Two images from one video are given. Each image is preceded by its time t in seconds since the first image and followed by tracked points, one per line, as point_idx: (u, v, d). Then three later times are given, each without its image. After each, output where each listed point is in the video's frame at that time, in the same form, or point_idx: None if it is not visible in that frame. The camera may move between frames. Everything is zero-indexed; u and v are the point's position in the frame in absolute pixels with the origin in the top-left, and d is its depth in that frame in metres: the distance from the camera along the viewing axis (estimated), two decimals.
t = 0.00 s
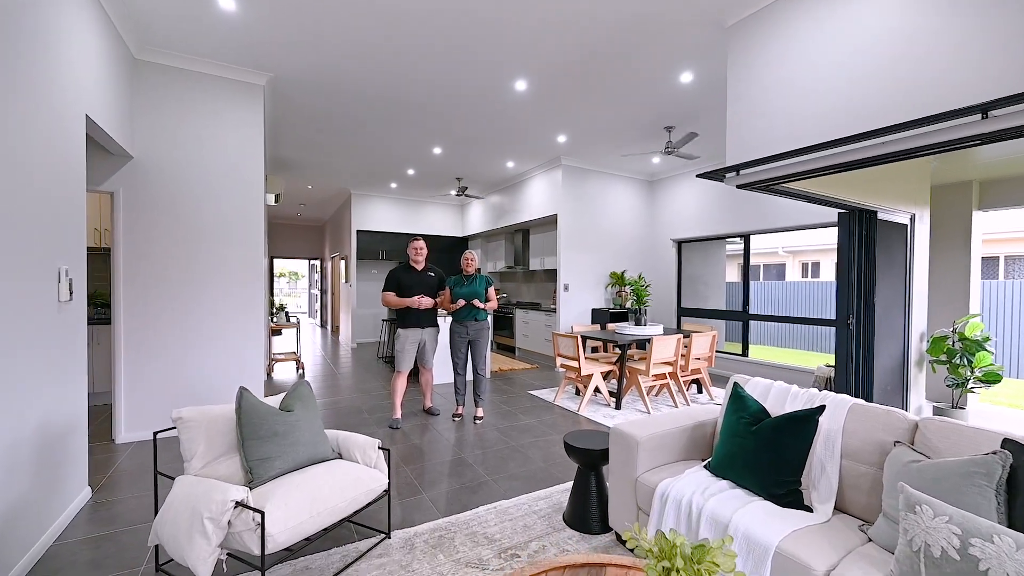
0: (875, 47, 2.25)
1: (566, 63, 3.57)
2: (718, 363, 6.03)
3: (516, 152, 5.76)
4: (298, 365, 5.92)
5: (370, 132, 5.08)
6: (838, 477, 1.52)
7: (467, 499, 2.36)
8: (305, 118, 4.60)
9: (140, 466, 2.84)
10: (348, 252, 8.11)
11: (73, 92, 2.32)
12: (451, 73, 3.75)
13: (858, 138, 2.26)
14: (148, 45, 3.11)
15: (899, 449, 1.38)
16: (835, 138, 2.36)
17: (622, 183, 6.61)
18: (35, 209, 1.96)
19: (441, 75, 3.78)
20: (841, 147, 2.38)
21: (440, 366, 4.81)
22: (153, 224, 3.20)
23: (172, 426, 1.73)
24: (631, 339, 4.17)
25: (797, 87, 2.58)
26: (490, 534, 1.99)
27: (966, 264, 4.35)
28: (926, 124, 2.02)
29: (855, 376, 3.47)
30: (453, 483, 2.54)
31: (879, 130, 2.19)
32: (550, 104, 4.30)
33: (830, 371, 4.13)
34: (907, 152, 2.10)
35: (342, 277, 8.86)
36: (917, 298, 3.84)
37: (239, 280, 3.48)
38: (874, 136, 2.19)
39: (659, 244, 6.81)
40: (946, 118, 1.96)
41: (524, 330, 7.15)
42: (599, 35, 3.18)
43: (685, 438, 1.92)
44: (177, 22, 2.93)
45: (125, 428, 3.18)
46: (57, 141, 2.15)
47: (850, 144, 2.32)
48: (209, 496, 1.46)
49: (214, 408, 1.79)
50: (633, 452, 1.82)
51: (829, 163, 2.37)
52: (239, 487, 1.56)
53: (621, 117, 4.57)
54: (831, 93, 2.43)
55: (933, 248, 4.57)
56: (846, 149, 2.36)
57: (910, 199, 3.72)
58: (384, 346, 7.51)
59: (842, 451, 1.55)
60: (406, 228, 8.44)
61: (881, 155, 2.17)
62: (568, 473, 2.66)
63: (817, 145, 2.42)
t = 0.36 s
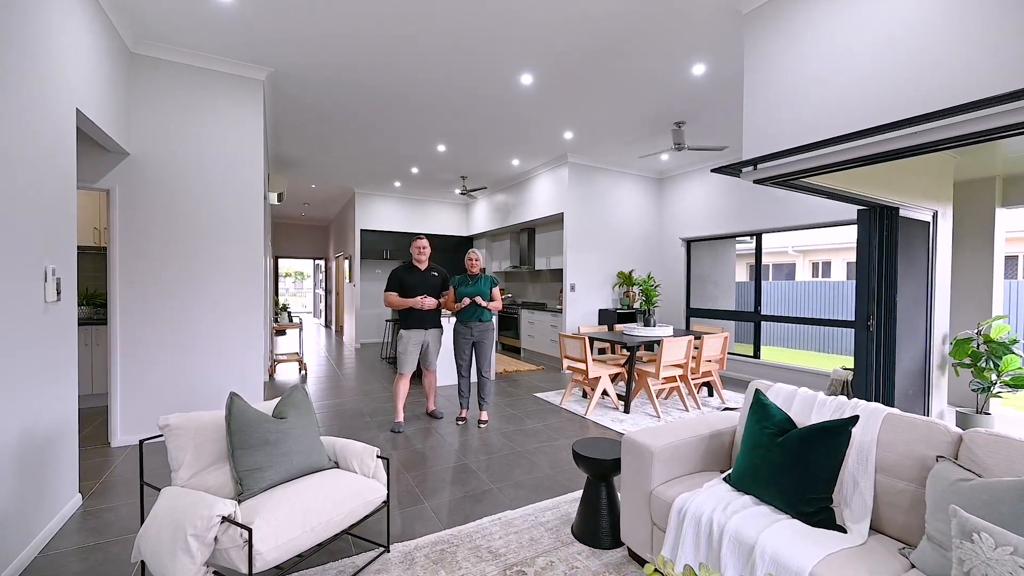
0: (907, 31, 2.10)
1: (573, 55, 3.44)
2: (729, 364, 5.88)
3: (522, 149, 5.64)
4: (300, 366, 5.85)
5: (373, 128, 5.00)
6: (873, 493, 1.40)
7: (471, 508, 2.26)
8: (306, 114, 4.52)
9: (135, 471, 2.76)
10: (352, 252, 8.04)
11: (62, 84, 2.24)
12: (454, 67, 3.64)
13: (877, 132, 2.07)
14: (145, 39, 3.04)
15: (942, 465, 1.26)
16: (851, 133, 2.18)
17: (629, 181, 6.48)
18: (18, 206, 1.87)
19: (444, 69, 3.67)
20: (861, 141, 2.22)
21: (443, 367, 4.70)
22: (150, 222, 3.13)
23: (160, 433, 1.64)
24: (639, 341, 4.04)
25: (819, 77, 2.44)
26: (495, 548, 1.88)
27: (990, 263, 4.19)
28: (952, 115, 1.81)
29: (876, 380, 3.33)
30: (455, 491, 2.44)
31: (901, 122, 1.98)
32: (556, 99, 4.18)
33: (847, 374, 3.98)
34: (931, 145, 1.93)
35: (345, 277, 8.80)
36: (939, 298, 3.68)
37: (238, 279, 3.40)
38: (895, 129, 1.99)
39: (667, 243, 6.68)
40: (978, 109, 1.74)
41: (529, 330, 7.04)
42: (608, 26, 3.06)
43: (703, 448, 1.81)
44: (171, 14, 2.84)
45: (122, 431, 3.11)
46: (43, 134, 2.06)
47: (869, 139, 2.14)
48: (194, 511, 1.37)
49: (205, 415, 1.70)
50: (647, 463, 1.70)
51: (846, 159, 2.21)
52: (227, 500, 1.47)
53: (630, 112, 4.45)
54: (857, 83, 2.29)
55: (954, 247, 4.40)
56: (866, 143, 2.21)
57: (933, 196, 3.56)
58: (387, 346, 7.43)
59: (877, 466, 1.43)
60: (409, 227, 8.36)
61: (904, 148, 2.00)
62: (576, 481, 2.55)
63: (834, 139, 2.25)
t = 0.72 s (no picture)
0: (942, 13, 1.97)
1: (580, 47, 3.33)
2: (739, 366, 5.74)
3: (527, 146, 5.53)
4: (303, 367, 5.79)
5: (376, 125, 4.91)
6: (911, 512, 1.28)
7: (474, 519, 2.15)
8: (307, 110, 4.44)
9: (128, 476, 2.68)
10: (355, 252, 7.97)
11: (49, 76, 2.15)
12: (458, 60, 3.53)
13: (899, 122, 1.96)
14: (140, 32, 2.95)
15: (990, 482, 1.14)
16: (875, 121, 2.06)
17: (637, 179, 6.36)
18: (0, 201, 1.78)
19: (446, 62, 3.56)
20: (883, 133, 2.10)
21: (447, 371, 4.64)
22: (143, 220, 3.04)
23: (145, 442, 1.55)
24: (648, 342, 3.92)
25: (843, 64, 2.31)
26: (498, 563, 1.77)
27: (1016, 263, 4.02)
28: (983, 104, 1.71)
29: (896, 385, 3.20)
30: (458, 500, 2.33)
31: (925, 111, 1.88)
32: (563, 93, 4.06)
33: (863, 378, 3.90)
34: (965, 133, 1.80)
35: (349, 276, 8.74)
36: (963, 299, 3.53)
37: (235, 279, 3.32)
38: (918, 118, 1.90)
39: (675, 242, 6.55)
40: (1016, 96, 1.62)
41: (534, 331, 6.93)
42: (617, 16, 2.94)
43: (721, 458, 1.69)
44: (166, 5, 2.75)
45: (116, 436, 3.04)
46: (28, 127, 1.97)
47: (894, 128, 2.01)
48: (175, 527, 1.27)
49: (192, 422, 1.61)
50: (661, 475, 1.60)
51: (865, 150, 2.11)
52: (212, 515, 1.37)
53: (638, 106, 4.33)
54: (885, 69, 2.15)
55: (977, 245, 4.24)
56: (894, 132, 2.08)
57: (957, 191, 3.40)
58: (391, 347, 7.35)
59: (916, 483, 1.30)
60: (414, 227, 8.29)
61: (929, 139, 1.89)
62: (584, 490, 2.44)
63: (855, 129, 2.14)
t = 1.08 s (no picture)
0: None
1: (587, 38, 3.21)
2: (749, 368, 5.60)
3: (532, 143, 5.41)
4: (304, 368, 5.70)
5: (377, 122, 4.80)
6: (960, 536, 1.15)
7: (476, 531, 2.04)
8: (307, 105, 4.35)
9: (119, 482, 2.59)
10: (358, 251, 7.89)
11: (34, 66, 2.06)
12: (461, 52, 3.42)
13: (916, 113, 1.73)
14: (133, 24, 2.86)
15: None
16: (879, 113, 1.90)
17: (644, 176, 6.23)
18: None
19: (448, 55, 3.45)
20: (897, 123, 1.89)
21: (449, 373, 4.53)
22: (137, 218, 2.96)
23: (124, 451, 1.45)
24: (657, 344, 3.80)
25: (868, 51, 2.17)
26: None
27: None
28: (1018, 91, 1.47)
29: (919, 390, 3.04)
30: (460, 510, 2.22)
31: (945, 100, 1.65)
32: (568, 86, 3.94)
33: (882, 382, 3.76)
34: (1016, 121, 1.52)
35: (351, 277, 8.67)
36: (987, 299, 3.38)
37: (232, 278, 3.23)
38: (946, 106, 1.64)
39: (683, 240, 6.41)
40: None
41: (538, 332, 6.82)
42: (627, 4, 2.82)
43: (741, 470, 1.57)
44: None
45: (109, 440, 2.95)
46: (10, 119, 1.88)
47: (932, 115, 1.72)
48: (150, 547, 1.17)
49: (175, 430, 1.51)
50: (678, 489, 1.48)
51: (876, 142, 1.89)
52: (192, 533, 1.27)
53: (645, 101, 4.20)
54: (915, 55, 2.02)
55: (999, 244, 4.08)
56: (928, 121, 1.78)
57: (982, 187, 3.25)
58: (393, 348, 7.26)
59: (964, 503, 1.17)
60: (417, 226, 8.20)
61: (951, 131, 1.67)
62: (592, 500, 2.32)
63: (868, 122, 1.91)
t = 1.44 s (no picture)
0: None
1: (593, 27, 3.08)
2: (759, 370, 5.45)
3: (536, 139, 5.29)
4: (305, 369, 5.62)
5: (377, 117, 4.69)
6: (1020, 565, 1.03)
7: (478, 545, 1.92)
8: (306, 101, 4.25)
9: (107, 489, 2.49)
10: (359, 250, 7.80)
11: (13, 53, 1.96)
12: (463, 44, 3.30)
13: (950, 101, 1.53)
14: (123, 15, 2.75)
15: None
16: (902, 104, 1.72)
17: (650, 173, 6.09)
18: None
19: (450, 47, 3.34)
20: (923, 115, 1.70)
21: (451, 375, 4.43)
22: (129, 216, 2.86)
23: (97, 464, 1.34)
24: (666, 346, 3.67)
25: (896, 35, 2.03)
26: None
27: None
28: None
29: (941, 393, 2.92)
30: (461, 521, 2.11)
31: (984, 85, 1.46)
32: (574, 79, 3.81)
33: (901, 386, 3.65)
34: None
35: (354, 277, 8.59)
36: (1014, 300, 3.23)
37: (227, 277, 3.13)
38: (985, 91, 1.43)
39: (691, 239, 6.27)
40: None
41: (542, 332, 6.70)
42: None
43: (765, 485, 1.46)
44: None
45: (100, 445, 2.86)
46: None
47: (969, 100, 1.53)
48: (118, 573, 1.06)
49: (154, 441, 1.40)
50: (697, 506, 1.36)
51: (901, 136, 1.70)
52: (167, 556, 1.16)
53: (653, 94, 4.07)
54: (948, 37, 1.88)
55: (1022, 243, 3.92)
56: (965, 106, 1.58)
57: (1010, 183, 3.09)
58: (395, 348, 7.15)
59: (1023, 528, 1.05)
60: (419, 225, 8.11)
61: (991, 119, 1.46)
62: (600, 512, 2.20)
63: (889, 112, 1.72)
